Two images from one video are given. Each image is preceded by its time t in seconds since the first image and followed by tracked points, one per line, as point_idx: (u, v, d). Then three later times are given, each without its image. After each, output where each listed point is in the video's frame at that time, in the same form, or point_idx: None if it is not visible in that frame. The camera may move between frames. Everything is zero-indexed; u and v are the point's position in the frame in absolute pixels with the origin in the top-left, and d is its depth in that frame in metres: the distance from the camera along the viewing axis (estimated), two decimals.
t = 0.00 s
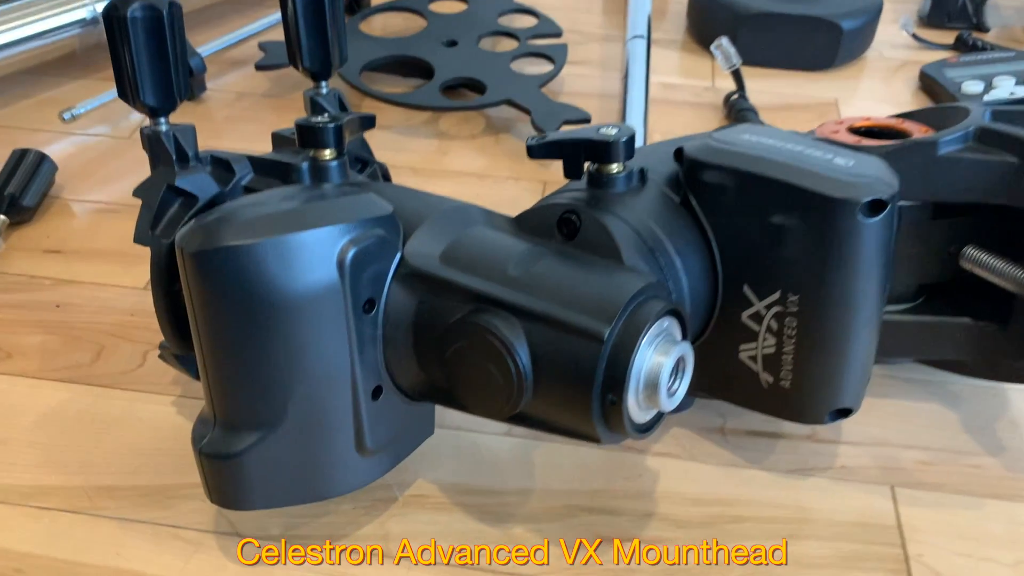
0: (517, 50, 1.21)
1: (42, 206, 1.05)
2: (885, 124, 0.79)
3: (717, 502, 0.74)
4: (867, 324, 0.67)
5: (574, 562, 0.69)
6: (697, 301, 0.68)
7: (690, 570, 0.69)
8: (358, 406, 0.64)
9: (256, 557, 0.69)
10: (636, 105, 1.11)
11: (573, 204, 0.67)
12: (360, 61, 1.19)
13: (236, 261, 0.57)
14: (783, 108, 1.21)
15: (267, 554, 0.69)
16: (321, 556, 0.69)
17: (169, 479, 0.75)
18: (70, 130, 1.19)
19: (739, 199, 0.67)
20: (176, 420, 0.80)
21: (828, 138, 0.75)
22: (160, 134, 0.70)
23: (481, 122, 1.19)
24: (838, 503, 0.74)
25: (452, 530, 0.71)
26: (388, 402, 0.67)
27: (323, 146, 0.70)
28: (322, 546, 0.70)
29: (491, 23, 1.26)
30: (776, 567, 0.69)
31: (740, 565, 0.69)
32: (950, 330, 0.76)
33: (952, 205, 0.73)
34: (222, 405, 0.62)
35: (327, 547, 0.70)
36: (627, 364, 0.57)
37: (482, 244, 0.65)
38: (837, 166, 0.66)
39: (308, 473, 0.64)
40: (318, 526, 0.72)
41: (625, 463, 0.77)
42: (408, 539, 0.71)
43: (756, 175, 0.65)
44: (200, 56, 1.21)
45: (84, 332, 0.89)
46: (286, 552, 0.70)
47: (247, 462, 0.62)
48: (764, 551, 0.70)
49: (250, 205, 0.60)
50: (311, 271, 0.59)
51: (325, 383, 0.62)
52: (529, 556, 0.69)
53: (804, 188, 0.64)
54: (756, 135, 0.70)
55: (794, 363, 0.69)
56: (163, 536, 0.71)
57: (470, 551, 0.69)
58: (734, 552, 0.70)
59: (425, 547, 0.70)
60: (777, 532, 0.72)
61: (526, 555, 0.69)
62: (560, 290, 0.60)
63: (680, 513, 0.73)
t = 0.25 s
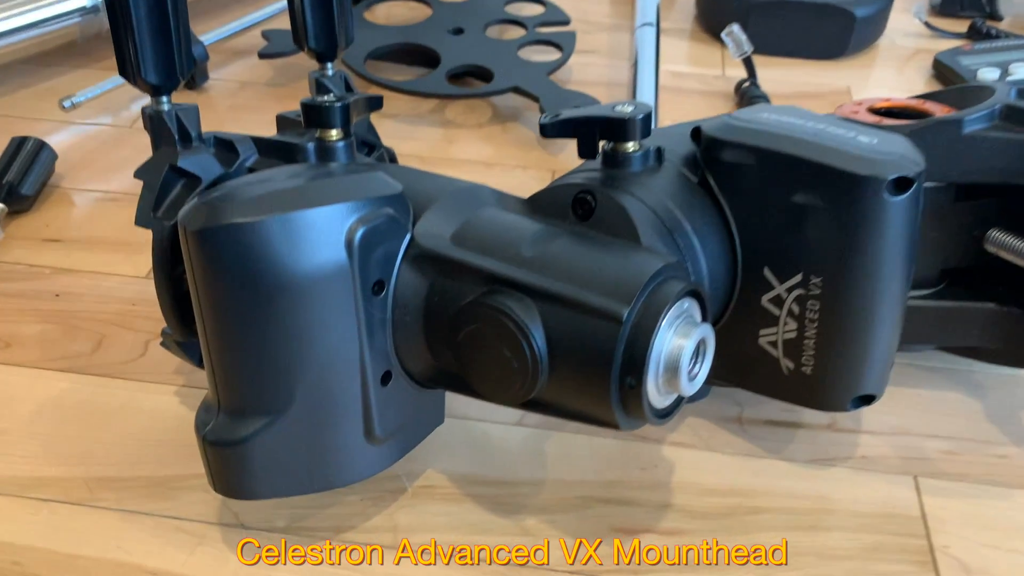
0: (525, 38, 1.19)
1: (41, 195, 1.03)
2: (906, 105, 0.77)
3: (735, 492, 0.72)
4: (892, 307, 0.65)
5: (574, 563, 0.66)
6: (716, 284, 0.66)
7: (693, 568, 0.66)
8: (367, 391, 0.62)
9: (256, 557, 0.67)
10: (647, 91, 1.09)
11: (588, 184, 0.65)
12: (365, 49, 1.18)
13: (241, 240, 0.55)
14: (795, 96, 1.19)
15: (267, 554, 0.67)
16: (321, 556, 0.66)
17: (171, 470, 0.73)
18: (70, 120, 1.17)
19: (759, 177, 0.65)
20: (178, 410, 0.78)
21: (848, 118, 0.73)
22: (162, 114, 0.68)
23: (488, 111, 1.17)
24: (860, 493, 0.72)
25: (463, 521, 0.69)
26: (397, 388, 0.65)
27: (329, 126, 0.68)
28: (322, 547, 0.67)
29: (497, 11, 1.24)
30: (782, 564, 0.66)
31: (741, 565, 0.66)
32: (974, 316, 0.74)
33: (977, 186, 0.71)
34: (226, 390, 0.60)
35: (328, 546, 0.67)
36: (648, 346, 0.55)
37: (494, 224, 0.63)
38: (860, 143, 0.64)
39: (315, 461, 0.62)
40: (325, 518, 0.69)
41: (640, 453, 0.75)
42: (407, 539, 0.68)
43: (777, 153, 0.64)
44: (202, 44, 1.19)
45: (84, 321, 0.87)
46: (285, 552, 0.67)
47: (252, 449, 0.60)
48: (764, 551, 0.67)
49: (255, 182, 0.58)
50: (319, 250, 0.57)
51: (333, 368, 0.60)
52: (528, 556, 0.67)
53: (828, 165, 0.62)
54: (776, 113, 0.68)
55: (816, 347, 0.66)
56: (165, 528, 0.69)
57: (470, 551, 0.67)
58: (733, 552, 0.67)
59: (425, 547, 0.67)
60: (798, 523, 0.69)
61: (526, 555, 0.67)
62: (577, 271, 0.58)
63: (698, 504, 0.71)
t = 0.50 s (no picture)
0: (531, 26, 1.16)
1: (37, 186, 1.02)
2: (927, 87, 0.74)
3: (753, 487, 0.69)
4: (918, 293, 0.63)
5: (573, 563, 0.64)
6: (735, 270, 0.64)
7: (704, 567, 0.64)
8: (373, 382, 0.60)
9: (257, 557, 0.64)
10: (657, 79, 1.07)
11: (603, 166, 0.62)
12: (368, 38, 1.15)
13: (242, 221, 0.52)
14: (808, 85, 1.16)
15: (268, 554, 0.64)
16: (322, 556, 0.64)
17: (170, 465, 0.70)
18: (68, 112, 1.15)
19: (780, 159, 0.63)
20: (178, 404, 0.76)
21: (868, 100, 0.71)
22: (161, 96, 0.65)
23: (494, 101, 1.15)
24: (882, 487, 0.69)
25: (472, 517, 0.67)
26: (405, 379, 0.63)
27: (333, 108, 0.65)
28: (322, 546, 0.65)
29: None
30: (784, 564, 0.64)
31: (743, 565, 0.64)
32: (1000, 304, 0.72)
33: (1003, 170, 0.69)
34: (227, 381, 0.58)
35: (330, 545, 0.65)
36: (667, 333, 0.53)
37: (505, 208, 0.60)
38: (885, 123, 0.61)
39: (319, 455, 0.60)
40: (329, 514, 0.67)
41: (654, 446, 0.73)
42: (406, 539, 0.65)
43: (798, 133, 0.61)
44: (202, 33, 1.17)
45: (81, 314, 0.85)
46: (285, 552, 0.64)
47: (254, 441, 0.58)
48: (765, 550, 0.65)
49: (256, 163, 0.55)
50: (323, 233, 0.54)
51: (338, 357, 0.58)
52: (530, 556, 0.64)
53: (852, 146, 0.59)
54: (795, 94, 0.66)
55: (839, 336, 0.64)
56: (164, 525, 0.66)
57: (470, 552, 0.64)
58: (734, 551, 0.65)
59: (425, 547, 0.64)
60: (819, 518, 0.67)
61: (526, 555, 0.64)
62: (592, 254, 0.56)
63: (715, 499, 0.68)
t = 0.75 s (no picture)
0: (537, 17, 1.15)
1: (35, 179, 1.00)
2: (944, 75, 0.73)
3: (768, 483, 0.68)
4: (938, 284, 0.61)
5: (574, 563, 0.62)
6: (750, 260, 0.62)
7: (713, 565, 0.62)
8: (378, 375, 0.58)
9: (256, 557, 0.62)
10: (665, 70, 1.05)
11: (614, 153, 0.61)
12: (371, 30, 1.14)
13: (245, 208, 0.51)
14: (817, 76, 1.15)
15: (267, 554, 0.62)
16: (321, 556, 0.62)
17: (171, 462, 0.69)
18: (68, 105, 1.14)
19: (797, 146, 0.61)
20: (178, 399, 0.74)
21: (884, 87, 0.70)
22: (161, 82, 0.64)
23: (499, 94, 1.13)
24: (900, 484, 0.68)
25: (480, 515, 0.65)
26: (411, 372, 0.61)
27: (337, 95, 0.64)
28: (322, 547, 0.63)
29: None
30: (785, 564, 0.62)
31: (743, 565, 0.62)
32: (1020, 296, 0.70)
33: None
34: (229, 373, 0.56)
35: (330, 545, 0.63)
36: (682, 325, 0.51)
37: (515, 196, 0.59)
38: (904, 108, 0.59)
39: (323, 450, 0.58)
40: (334, 511, 0.65)
41: (666, 442, 0.71)
42: (407, 539, 0.63)
43: (816, 120, 0.60)
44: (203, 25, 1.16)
45: (80, 308, 0.83)
46: (285, 552, 0.63)
47: (257, 436, 0.56)
48: (765, 550, 0.63)
49: (259, 149, 0.54)
50: (328, 221, 0.53)
51: (344, 349, 0.56)
52: (530, 555, 0.62)
53: (871, 132, 0.58)
54: (812, 81, 0.64)
55: (856, 328, 0.63)
56: (164, 523, 0.65)
57: (470, 552, 0.62)
58: (733, 551, 0.63)
59: (424, 547, 0.63)
60: (835, 515, 0.65)
61: (526, 555, 0.62)
62: (604, 243, 0.54)
63: (729, 496, 0.67)
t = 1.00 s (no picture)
0: (543, 8, 1.14)
1: (35, 171, 0.99)
2: (961, 61, 0.71)
3: (783, 478, 0.66)
4: (959, 273, 0.60)
5: (574, 563, 0.60)
6: (766, 249, 0.61)
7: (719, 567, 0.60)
8: (386, 366, 0.57)
9: (256, 557, 0.61)
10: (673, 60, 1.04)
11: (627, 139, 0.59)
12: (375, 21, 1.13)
13: (250, 193, 0.49)
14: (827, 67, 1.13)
15: (268, 554, 0.61)
16: (322, 556, 0.61)
17: (173, 455, 0.67)
18: (69, 98, 1.13)
19: (813, 132, 0.60)
20: (181, 392, 0.73)
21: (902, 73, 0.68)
22: (163, 68, 0.63)
23: (505, 85, 1.12)
24: (918, 478, 0.66)
25: (488, 510, 0.64)
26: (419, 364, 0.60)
27: (343, 81, 0.62)
28: (322, 546, 0.61)
29: None
30: (787, 565, 0.60)
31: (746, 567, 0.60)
32: None
33: None
34: (233, 364, 0.55)
35: (330, 544, 0.61)
36: (700, 313, 0.50)
37: (526, 182, 0.58)
38: (924, 93, 0.58)
39: (330, 443, 0.57)
40: (340, 506, 0.64)
41: (678, 436, 0.69)
42: (408, 538, 0.62)
43: (833, 104, 0.58)
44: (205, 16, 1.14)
45: (80, 300, 0.82)
46: (286, 552, 0.61)
47: (262, 428, 0.55)
48: (765, 552, 0.61)
49: (264, 133, 0.52)
50: (335, 207, 0.51)
51: (351, 339, 0.55)
52: (531, 555, 0.61)
53: (890, 116, 0.56)
54: (828, 65, 0.63)
55: (875, 318, 0.61)
56: (166, 518, 0.63)
57: (471, 552, 0.61)
58: (735, 553, 0.61)
59: (424, 547, 0.61)
60: (851, 510, 0.64)
61: (526, 555, 0.61)
62: (618, 229, 0.53)
63: (743, 490, 0.65)
